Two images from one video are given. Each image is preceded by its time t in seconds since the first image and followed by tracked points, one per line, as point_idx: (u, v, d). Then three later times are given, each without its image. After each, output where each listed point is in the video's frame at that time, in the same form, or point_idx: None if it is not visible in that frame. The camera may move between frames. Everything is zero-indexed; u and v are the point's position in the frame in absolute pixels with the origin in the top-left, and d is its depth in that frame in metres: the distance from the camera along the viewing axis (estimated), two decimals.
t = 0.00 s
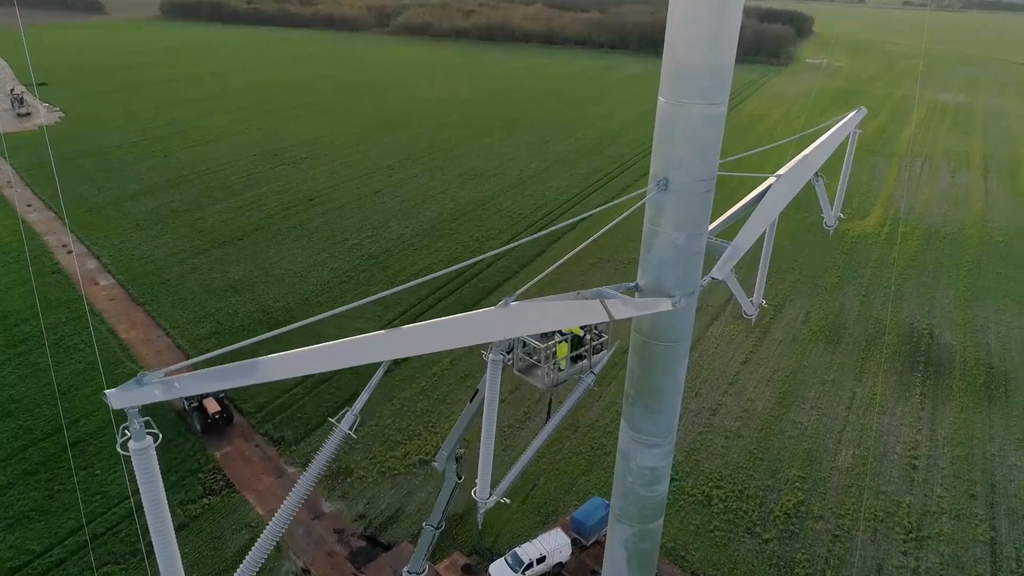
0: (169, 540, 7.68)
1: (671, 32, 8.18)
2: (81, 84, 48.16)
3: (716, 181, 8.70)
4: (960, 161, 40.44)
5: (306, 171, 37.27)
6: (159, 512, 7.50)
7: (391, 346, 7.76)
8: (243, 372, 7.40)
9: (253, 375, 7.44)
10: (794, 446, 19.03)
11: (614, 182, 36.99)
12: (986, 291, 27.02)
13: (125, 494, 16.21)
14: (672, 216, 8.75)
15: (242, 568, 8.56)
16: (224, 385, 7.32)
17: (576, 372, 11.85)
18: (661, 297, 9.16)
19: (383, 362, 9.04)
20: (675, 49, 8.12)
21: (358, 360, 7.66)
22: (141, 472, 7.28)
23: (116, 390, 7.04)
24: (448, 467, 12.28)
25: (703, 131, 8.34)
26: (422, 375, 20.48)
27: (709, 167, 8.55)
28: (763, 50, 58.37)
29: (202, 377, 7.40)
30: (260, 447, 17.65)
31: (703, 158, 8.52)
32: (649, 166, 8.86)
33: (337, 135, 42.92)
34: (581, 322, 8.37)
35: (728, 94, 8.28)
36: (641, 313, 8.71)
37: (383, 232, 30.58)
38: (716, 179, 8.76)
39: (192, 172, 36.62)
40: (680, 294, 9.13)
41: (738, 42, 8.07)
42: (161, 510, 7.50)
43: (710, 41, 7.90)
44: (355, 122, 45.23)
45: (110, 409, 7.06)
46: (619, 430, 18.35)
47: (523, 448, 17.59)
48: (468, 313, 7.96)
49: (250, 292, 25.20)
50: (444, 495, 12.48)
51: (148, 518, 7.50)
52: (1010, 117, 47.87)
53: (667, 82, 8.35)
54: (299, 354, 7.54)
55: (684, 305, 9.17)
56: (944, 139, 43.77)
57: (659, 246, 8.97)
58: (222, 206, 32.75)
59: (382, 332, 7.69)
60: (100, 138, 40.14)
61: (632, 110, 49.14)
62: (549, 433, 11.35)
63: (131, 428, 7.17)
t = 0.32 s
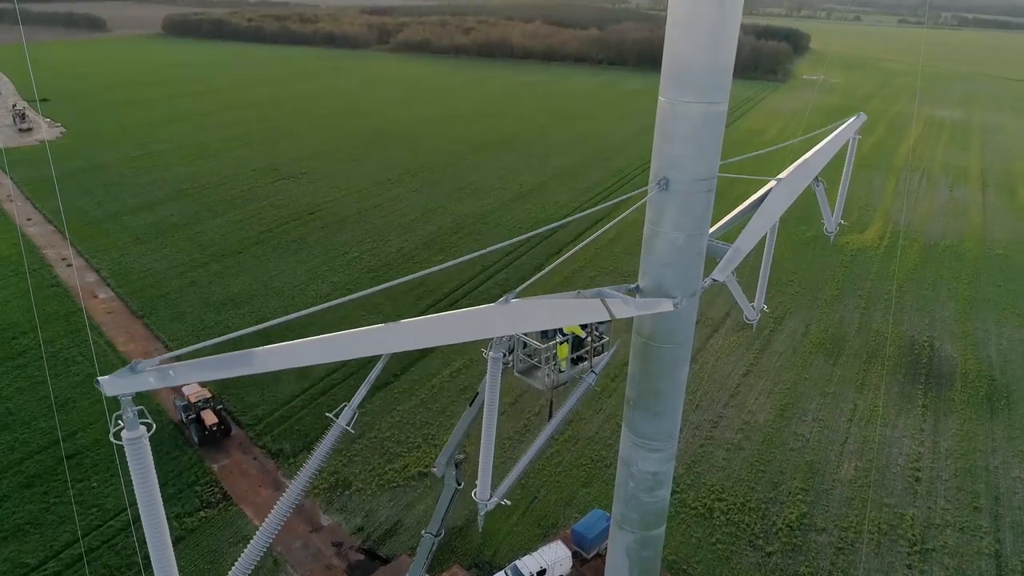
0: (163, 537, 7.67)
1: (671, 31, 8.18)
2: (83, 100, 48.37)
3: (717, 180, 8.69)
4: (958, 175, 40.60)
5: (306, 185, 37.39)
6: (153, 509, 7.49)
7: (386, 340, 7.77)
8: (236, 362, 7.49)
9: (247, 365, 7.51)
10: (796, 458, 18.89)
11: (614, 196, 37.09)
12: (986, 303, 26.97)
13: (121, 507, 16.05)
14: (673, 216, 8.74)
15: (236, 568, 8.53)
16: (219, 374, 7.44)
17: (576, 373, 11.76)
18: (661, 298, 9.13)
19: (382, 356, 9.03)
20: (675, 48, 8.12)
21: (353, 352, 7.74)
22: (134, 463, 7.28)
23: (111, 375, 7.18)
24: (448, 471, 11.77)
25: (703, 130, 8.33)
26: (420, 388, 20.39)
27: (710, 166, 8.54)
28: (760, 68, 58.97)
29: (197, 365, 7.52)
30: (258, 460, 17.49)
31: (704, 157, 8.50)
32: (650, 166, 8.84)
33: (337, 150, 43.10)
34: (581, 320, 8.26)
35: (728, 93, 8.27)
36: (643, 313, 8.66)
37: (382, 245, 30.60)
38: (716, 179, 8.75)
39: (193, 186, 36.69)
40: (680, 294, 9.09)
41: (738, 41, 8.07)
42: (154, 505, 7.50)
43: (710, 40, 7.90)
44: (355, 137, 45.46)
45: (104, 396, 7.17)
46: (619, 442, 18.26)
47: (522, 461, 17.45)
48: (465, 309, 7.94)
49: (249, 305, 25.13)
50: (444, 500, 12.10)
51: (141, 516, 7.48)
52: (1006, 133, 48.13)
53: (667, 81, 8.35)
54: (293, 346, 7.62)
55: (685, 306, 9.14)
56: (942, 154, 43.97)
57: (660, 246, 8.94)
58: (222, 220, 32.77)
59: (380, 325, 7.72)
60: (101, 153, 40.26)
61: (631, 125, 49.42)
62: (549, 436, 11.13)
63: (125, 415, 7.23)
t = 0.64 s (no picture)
0: (153, 538, 7.51)
1: (668, 31, 8.18)
2: (82, 116, 48.53)
3: (715, 179, 8.67)
4: (955, 189, 40.80)
5: (304, 199, 37.48)
6: (142, 506, 7.29)
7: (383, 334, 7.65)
8: (230, 353, 7.22)
9: (240, 356, 7.24)
10: (796, 469, 18.77)
11: (612, 210, 37.17)
12: (985, 316, 26.94)
13: (114, 521, 15.85)
14: (671, 216, 8.71)
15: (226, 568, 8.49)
16: (211, 365, 7.16)
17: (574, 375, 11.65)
18: (660, 299, 9.08)
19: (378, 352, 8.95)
20: (672, 47, 8.11)
21: (349, 345, 7.51)
22: (122, 455, 7.06)
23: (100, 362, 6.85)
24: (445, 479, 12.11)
25: (699, 131, 8.31)
26: (418, 401, 20.25)
27: (709, 165, 8.51)
28: (756, 83, 59.75)
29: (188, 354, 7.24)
30: (254, 473, 17.33)
31: (702, 157, 8.47)
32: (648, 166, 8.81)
33: (335, 165, 43.27)
34: (576, 318, 8.25)
35: (726, 91, 8.25)
36: (640, 313, 8.64)
37: (380, 259, 30.58)
38: (715, 178, 8.72)
39: (191, 200, 36.73)
40: (679, 296, 9.04)
41: (734, 40, 8.07)
42: (144, 504, 7.31)
43: (707, 39, 7.89)
44: (354, 152, 45.70)
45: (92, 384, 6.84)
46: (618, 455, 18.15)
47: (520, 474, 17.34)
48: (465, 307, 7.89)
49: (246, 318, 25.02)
50: (441, 505, 12.55)
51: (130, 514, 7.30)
52: (1001, 147, 48.43)
53: (664, 81, 8.33)
54: (288, 338, 7.44)
55: (684, 307, 9.10)
56: (939, 168, 44.16)
57: (659, 247, 8.91)
58: (220, 234, 32.76)
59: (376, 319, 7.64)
60: (99, 168, 40.32)
61: (628, 140, 49.69)
62: (548, 437, 11.09)
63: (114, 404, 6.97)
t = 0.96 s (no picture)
0: (143, 537, 7.05)
1: (665, 31, 8.18)
2: (83, 131, 48.72)
3: (714, 179, 8.65)
4: (954, 203, 40.89)
5: (304, 213, 37.53)
6: (132, 502, 6.85)
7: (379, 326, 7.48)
8: (224, 341, 6.89)
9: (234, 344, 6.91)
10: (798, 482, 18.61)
11: (610, 223, 37.24)
12: (986, 329, 26.85)
13: (108, 535, 15.67)
14: (670, 215, 8.70)
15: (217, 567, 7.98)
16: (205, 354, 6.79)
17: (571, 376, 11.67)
18: (659, 299, 9.05)
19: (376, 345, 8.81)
20: (670, 47, 8.12)
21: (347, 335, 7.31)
22: (112, 446, 6.60)
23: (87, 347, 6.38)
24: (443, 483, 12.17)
25: (698, 129, 8.30)
26: (417, 413, 20.15)
27: (708, 165, 8.50)
28: (754, 100, 60.53)
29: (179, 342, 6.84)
30: (251, 485, 17.24)
31: (701, 156, 8.46)
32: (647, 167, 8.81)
33: (335, 179, 43.39)
34: (575, 316, 8.25)
35: (724, 91, 8.26)
36: (639, 313, 8.66)
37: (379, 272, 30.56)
38: (715, 178, 8.71)
39: (190, 215, 36.78)
40: (679, 296, 9.01)
41: (731, 40, 8.09)
42: (135, 502, 6.90)
43: (705, 39, 7.91)
44: (354, 167, 45.89)
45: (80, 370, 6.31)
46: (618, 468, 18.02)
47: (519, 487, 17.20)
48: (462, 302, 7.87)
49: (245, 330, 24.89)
50: (439, 513, 12.72)
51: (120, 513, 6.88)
52: (999, 162, 48.63)
53: (663, 81, 8.34)
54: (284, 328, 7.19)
55: (684, 308, 9.06)
56: (937, 183, 44.26)
57: (658, 247, 8.89)
58: (220, 248, 32.75)
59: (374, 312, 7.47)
60: (99, 184, 40.40)
61: (627, 155, 49.92)
62: (546, 437, 11.11)
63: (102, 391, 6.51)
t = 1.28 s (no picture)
0: (130, 510, 6.99)
1: (663, 32, 8.22)
2: (84, 147, 48.87)
3: (713, 178, 8.65)
4: (953, 218, 40.95)
5: (303, 228, 37.57)
6: (122, 493, 6.87)
7: (374, 320, 7.47)
8: (217, 329, 6.88)
9: (227, 333, 6.90)
10: (800, 496, 18.45)
11: (609, 238, 37.27)
12: (987, 343, 26.76)
13: (103, 550, 15.49)
14: (669, 215, 8.68)
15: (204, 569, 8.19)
16: (197, 340, 6.72)
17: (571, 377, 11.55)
18: (659, 300, 9.00)
19: (372, 337, 8.87)
20: (669, 47, 8.15)
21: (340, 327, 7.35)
22: (102, 433, 6.61)
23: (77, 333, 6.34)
24: (441, 489, 11.63)
25: (696, 130, 8.31)
26: (416, 426, 20.03)
27: (708, 165, 8.50)
28: (752, 117, 60.79)
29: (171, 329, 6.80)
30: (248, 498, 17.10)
31: (700, 156, 8.47)
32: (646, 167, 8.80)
33: (336, 194, 43.49)
34: (573, 314, 8.25)
35: (722, 92, 8.29)
36: (638, 314, 8.64)
37: (379, 286, 30.51)
38: (714, 179, 8.72)
39: (191, 229, 36.79)
40: (678, 298, 8.98)
41: (730, 39, 8.11)
42: (122, 478, 6.84)
43: (703, 40, 7.95)
44: (355, 182, 46.03)
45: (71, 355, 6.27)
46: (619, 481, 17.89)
47: (519, 500, 17.04)
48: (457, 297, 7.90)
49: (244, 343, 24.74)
50: (434, 525, 12.01)
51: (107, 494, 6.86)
52: (997, 178, 48.82)
53: (661, 81, 8.36)
54: (278, 316, 7.18)
55: (684, 310, 9.03)
56: (937, 199, 44.36)
57: (658, 248, 8.86)
58: (219, 262, 32.75)
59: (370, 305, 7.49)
60: (100, 199, 40.44)
61: (626, 170, 50.10)
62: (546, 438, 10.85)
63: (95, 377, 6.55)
